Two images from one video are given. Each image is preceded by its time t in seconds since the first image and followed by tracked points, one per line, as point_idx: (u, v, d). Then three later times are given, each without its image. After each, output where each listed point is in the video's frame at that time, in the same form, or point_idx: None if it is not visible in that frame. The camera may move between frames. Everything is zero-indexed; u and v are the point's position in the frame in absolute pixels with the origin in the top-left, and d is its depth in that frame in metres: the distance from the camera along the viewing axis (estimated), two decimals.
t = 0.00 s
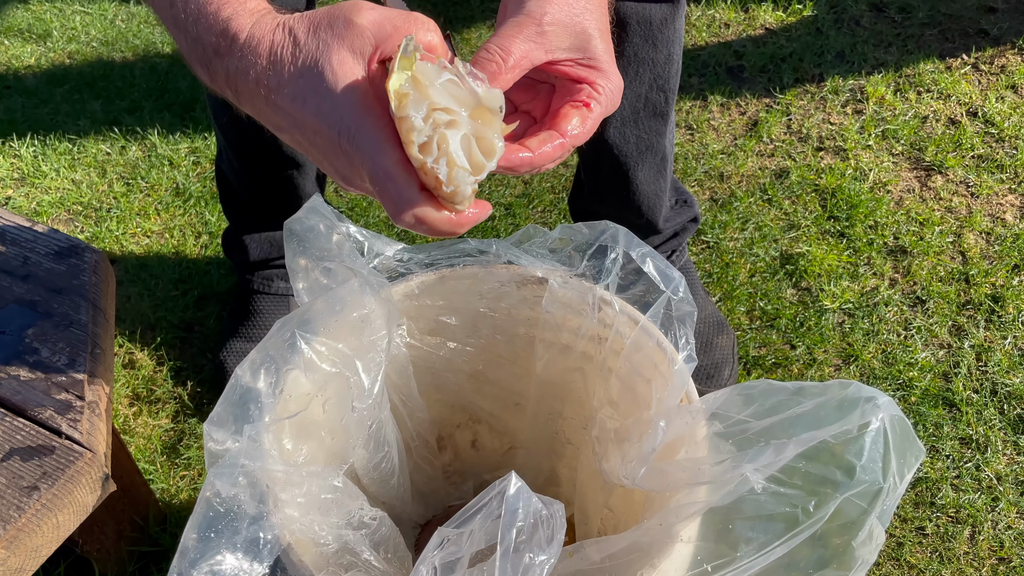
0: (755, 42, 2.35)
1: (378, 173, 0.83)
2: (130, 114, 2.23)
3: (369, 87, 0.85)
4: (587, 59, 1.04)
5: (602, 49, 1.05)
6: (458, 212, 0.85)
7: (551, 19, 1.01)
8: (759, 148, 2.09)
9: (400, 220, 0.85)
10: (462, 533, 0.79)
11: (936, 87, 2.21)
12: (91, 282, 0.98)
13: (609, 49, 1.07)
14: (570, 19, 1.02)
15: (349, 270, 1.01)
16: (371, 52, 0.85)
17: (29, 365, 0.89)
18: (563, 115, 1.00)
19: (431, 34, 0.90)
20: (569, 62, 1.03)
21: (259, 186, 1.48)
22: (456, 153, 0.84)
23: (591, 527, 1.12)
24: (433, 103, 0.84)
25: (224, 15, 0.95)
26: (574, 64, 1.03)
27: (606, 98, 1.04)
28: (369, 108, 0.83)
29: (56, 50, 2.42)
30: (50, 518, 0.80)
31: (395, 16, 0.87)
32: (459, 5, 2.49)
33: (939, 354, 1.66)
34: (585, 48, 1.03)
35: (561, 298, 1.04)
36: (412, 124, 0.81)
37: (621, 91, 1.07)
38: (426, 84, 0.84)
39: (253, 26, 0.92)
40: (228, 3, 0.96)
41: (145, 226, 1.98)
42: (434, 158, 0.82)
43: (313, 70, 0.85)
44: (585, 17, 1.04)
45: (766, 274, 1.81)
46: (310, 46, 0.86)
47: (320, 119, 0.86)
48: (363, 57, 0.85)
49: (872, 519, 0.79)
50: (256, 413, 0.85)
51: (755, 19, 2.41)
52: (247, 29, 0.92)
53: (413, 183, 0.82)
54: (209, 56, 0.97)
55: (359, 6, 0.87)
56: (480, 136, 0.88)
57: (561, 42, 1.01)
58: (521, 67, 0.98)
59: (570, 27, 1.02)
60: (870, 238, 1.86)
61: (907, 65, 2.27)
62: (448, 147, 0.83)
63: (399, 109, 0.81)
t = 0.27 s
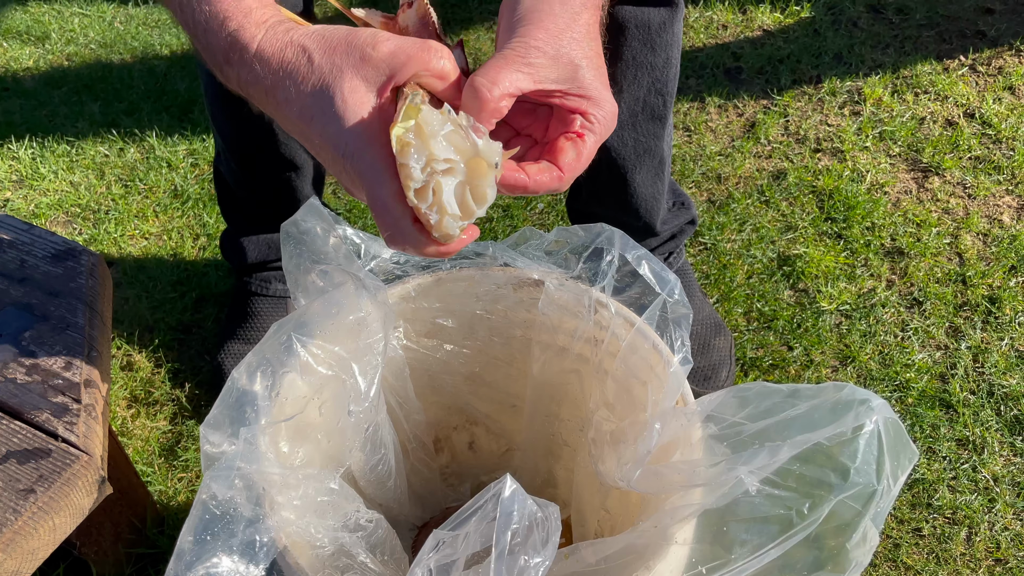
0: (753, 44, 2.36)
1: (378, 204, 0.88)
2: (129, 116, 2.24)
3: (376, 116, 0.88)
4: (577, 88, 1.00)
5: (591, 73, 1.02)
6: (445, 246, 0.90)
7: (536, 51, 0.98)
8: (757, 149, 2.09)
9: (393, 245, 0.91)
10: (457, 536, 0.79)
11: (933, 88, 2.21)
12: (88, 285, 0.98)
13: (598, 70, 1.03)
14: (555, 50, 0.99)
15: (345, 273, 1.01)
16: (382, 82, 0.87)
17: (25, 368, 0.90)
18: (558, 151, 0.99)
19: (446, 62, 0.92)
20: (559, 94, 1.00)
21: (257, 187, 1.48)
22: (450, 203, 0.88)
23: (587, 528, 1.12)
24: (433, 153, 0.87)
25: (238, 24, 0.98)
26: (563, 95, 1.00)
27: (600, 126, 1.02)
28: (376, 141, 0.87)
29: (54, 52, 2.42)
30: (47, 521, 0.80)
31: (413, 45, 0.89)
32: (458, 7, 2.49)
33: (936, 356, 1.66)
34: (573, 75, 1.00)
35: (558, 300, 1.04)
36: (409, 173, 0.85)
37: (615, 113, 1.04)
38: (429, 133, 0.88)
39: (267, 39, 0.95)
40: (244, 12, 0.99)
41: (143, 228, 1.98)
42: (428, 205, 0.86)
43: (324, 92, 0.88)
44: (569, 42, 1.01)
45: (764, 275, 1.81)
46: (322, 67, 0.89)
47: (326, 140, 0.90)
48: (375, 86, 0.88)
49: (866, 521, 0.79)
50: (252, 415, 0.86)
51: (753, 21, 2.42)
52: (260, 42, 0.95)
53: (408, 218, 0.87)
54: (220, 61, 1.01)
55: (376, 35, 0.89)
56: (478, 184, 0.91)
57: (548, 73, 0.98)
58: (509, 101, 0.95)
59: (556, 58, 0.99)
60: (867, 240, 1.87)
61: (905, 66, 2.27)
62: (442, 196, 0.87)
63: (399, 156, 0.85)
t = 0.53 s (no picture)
0: (751, 44, 2.36)
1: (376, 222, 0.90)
2: (126, 117, 2.24)
3: (372, 136, 0.89)
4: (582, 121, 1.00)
5: (598, 105, 1.02)
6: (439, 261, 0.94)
7: (547, 84, 0.97)
8: (755, 149, 2.09)
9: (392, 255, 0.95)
10: (452, 536, 0.79)
11: (932, 88, 2.21)
12: (82, 285, 0.98)
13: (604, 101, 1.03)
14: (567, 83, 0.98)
15: (340, 273, 1.00)
16: (377, 104, 0.87)
17: (20, 367, 0.89)
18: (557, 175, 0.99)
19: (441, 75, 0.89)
20: (564, 125, 1.00)
21: (254, 187, 1.48)
22: (446, 231, 0.90)
23: (585, 528, 1.12)
24: (432, 188, 0.87)
25: (236, 35, 0.98)
26: (568, 126, 1.00)
27: (599, 156, 1.03)
28: (372, 163, 0.89)
29: (52, 52, 2.42)
30: (41, 521, 0.79)
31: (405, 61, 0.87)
32: (456, 8, 2.49)
33: (934, 355, 1.66)
34: (581, 108, 1.00)
35: (554, 299, 1.04)
36: (408, 207, 0.86)
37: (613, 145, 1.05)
38: (428, 168, 0.87)
39: (265, 52, 0.95)
40: (241, 24, 0.99)
41: (141, 228, 1.98)
42: (424, 233, 0.89)
43: (321, 112, 0.89)
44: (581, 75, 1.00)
45: (762, 275, 1.81)
46: (318, 86, 0.89)
47: (324, 156, 0.91)
48: (370, 108, 0.88)
49: (863, 520, 0.79)
50: (246, 416, 0.85)
51: (751, 21, 2.42)
52: (259, 54, 0.96)
53: (404, 236, 0.90)
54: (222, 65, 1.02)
55: (368, 54, 0.87)
56: (474, 212, 0.92)
57: (559, 105, 0.98)
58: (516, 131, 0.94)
59: (566, 91, 0.98)
60: (866, 239, 1.87)
61: (903, 66, 2.27)
62: (439, 226, 0.89)
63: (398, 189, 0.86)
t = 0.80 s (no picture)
0: (750, 46, 2.36)
1: (384, 235, 0.89)
2: (125, 120, 2.23)
3: (389, 149, 0.88)
4: (605, 115, 0.94)
5: (625, 100, 0.96)
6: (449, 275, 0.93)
7: (557, 79, 0.93)
8: (754, 152, 2.09)
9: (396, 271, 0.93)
10: (449, 544, 0.79)
11: (931, 91, 2.21)
12: (79, 291, 0.98)
13: (633, 97, 0.97)
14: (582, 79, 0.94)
15: (338, 280, 1.00)
16: (398, 116, 0.87)
17: (16, 374, 0.89)
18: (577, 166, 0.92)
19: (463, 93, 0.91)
20: (584, 121, 0.94)
21: (251, 191, 1.47)
22: (466, 243, 0.89)
23: (584, 534, 1.12)
24: (458, 197, 0.87)
25: (246, 43, 0.98)
26: (589, 122, 0.95)
27: (627, 153, 0.95)
28: (386, 173, 0.87)
29: (51, 56, 2.42)
30: (37, 530, 0.79)
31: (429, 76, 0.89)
32: (455, 10, 2.49)
33: (934, 359, 1.66)
34: (601, 101, 0.94)
35: (552, 305, 1.04)
36: (433, 213, 0.85)
37: (647, 143, 0.98)
38: (456, 176, 0.86)
39: (279, 61, 0.94)
40: (253, 33, 0.98)
41: (140, 232, 1.98)
42: (444, 243, 0.87)
43: (337, 120, 0.88)
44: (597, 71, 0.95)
45: (761, 279, 1.81)
46: (335, 95, 0.89)
47: (333, 165, 0.90)
48: (390, 120, 0.87)
49: (861, 528, 0.78)
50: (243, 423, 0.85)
51: (750, 23, 2.41)
52: (271, 63, 0.95)
53: (415, 247, 0.89)
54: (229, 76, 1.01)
55: (394, 66, 0.88)
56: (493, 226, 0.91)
57: (571, 99, 0.93)
58: (527, 128, 0.91)
59: (581, 86, 0.94)
60: (865, 243, 1.86)
61: (903, 69, 2.27)
62: (460, 237, 0.88)
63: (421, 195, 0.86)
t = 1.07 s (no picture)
0: (751, 48, 2.35)
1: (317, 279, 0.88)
2: (126, 123, 2.23)
3: (339, 198, 0.88)
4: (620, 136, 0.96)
5: (639, 122, 0.98)
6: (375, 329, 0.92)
7: (579, 97, 0.94)
8: (755, 154, 2.09)
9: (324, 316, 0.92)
10: (451, 547, 0.78)
11: (932, 93, 2.21)
12: (80, 295, 0.97)
13: (647, 118, 0.99)
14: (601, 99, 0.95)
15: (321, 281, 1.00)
16: (354, 166, 0.87)
17: (16, 379, 0.89)
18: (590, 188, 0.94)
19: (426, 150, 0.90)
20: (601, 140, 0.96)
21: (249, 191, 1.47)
22: (398, 304, 0.88)
23: (585, 538, 1.11)
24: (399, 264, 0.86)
25: (214, 62, 0.97)
26: (605, 140, 0.96)
27: (641, 173, 0.98)
28: (329, 219, 0.87)
29: (52, 58, 2.42)
30: (37, 534, 0.79)
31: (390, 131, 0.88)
32: (456, 12, 2.49)
33: (936, 362, 1.65)
34: (619, 123, 0.96)
35: (553, 308, 1.03)
36: (370, 275, 0.84)
37: (659, 165, 1.00)
38: (402, 245, 0.85)
39: (242, 88, 0.94)
40: (219, 54, 0.98)
41: (140, 235, 1.98)
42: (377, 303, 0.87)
43: (291, 161, 0.88)
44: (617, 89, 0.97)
45: (762, 281, 1.80)
46: (291, 135, 0.88)
47: (279, 202, 0.89)
48: (345, 167, 0.87)
49: (865, 532, 0.77)
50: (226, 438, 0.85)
51: (751, 25, 2.41)
52: (234, 89, 0.94)
53: (345, 295, 0.88)
54: (190, 91, 1.01)
55: (355, 114, 0.87)
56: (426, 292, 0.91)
57: (592, 121, 0.94)
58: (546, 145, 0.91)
59: (602, 104, 0.95)
60: (867, 245, 1.86)
61: (904, 71, 2.27)
62: (393, 299, 0.88)
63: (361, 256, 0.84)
